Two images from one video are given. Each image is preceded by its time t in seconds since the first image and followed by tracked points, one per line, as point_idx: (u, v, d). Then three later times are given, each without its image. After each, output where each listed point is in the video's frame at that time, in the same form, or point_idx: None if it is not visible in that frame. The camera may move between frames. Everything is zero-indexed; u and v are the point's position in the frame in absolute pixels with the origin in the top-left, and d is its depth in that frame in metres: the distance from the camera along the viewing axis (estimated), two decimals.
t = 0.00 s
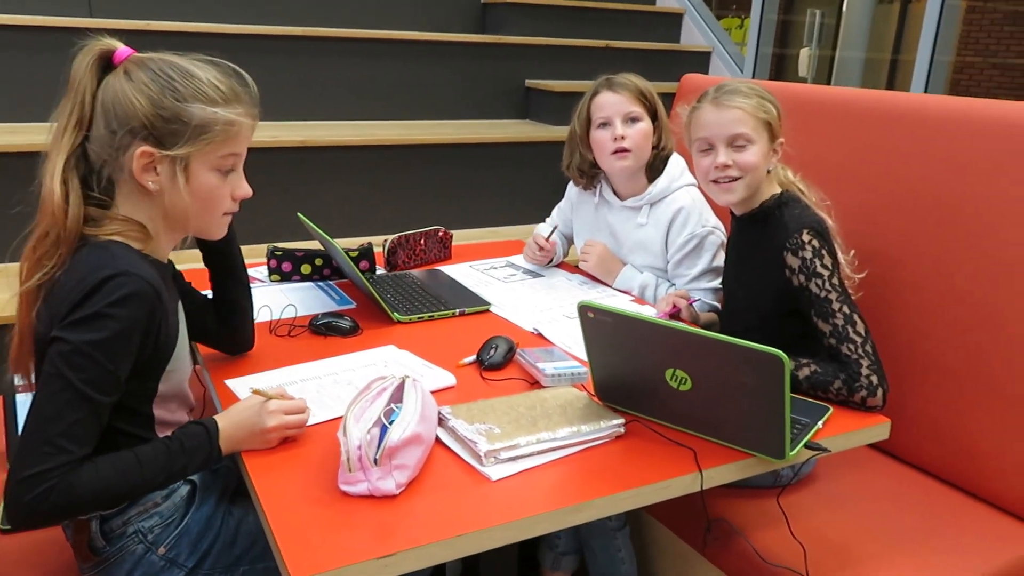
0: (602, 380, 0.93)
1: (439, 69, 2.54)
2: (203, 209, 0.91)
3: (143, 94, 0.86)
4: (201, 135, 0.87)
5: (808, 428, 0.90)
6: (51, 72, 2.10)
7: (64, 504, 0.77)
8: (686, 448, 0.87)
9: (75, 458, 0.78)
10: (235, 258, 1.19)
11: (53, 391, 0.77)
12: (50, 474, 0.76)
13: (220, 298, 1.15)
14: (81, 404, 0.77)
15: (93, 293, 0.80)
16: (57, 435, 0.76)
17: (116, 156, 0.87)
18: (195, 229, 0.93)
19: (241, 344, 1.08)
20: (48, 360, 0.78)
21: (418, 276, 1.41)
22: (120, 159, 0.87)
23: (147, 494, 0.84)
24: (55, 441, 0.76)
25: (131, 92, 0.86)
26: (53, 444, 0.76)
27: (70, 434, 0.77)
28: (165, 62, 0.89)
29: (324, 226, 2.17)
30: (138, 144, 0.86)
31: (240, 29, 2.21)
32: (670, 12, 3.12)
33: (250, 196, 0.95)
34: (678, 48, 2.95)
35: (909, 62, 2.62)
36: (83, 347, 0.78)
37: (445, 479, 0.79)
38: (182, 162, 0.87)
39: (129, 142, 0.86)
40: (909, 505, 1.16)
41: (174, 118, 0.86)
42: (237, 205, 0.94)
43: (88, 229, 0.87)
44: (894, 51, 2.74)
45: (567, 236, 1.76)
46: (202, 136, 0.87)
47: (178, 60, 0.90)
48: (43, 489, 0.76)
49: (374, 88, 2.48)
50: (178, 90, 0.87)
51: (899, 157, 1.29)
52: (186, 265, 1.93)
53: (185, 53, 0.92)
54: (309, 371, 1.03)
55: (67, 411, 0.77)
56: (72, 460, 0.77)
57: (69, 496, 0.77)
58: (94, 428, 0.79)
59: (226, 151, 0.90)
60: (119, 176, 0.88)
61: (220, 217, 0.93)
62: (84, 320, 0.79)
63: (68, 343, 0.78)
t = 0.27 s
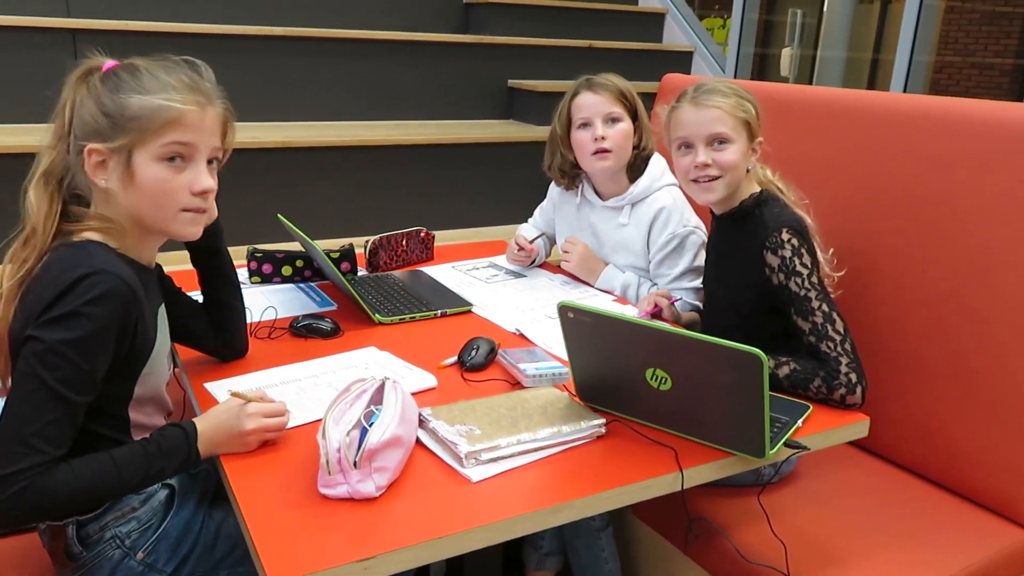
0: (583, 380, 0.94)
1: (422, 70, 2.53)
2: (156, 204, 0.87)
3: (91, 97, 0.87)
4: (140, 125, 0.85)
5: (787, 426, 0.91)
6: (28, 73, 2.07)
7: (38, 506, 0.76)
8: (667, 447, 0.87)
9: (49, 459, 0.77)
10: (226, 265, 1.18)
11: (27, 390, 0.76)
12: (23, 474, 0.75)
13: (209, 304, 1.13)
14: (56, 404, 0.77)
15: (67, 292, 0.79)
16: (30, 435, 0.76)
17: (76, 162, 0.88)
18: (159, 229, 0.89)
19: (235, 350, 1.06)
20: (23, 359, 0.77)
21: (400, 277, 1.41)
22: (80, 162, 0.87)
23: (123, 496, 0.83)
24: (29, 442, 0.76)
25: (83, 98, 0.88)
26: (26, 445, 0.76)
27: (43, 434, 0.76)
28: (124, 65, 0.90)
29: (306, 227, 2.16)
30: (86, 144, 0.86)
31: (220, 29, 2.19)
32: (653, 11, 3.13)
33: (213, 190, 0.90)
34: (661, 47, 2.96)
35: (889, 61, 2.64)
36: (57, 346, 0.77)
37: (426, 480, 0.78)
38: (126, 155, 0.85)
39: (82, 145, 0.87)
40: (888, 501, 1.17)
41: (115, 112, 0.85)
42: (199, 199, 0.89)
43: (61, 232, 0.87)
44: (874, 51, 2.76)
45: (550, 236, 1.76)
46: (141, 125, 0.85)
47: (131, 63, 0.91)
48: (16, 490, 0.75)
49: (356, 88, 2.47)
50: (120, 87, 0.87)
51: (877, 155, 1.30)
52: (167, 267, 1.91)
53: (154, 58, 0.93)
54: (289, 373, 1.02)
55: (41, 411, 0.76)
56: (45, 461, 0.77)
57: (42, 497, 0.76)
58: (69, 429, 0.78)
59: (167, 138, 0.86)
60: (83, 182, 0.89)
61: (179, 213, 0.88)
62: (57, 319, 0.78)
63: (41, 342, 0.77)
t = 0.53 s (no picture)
0: (577, 389, 0.94)
1: (415, 78, 2.54)
2: (135, 209, 0.85)
3: (87, 112, 0.91)
4: (120, 131, 0.86)
5: (781, 434, 0.91)
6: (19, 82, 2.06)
7: (26, 518, 0.76)
8: (660, 457, 0.87)
9: (38, 470, 0.77)
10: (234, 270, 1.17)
11: (15, 402, 0.76)
12: (12, 486, 0.75)
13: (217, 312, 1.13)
14: (44, 415, 0.76)
15: (55, 303, 0.79)
16: (18, 446, 0.75)
17: (74, 177, 0.91)
18: (141, 238, 0.87)
19: (245, 360, 1.07)
20: (12, 370, 0.77)
21: (394, 286, 1.41)
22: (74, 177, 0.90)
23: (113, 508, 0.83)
24: (17, 453, 0.75)
25: (83, 116, 0.91)
26: (14, 456, 0.75)
27: (31, 445, 0.76)
28: (121, 84, 0.93)
29: (299, 236, 2.16)
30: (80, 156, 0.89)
31: (213, 38, 2.20)
32: (645, 19, 3.14)
33: (195, 195, 0.87)
34: (653, 55, 2.97)
35: (880, 68, 2.66)
36: (45, 357, 0.77)
37: (419, 491, 0.78)
38: (108, 161, 0.87)
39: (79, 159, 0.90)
40: (882, 509, 1.17)
41: (100, 122, 0.88)
42: (179, 204, 0.86)
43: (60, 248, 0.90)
44: (866, 58, 2.77)
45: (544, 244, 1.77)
46: (120, 131, 0.86)
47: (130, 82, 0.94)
48: (3, 501, 0.75)
49: (350, 96, 2.47)
50: (111, 100, 0.90)
51: (869, 163, 1.31)
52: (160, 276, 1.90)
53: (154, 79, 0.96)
54: (283, 384, 1.02)
55: (28, 422, 0.76)
56: (34, 472, 0.76)
57: (31, 509, 0.76)
58: (57, 440, 0.78)
59: (144, 141, 0.86)
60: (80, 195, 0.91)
61: (158, 219, 0.86)
62: (45, 329, 0.78)
63: (28, 353, 0.77)
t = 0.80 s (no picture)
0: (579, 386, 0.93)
1: (415, 76, 2.54)
2: (137, 206, 0.85)
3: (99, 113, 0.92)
4: (127, 128, 0.87)
5: (784, 430, 0.91)
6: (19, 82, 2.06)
7: (29, 519, 0.76)
8: (663, 453, 0.87)
9: (40, 472, 0.77)
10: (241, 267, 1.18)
11: (16, 403, 0.76)
12: (14, 488, 0.75)
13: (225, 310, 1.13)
14: (45, 416, 0.76)
15: (55, 303, 0.79)
16: (20, 448, 0.75)
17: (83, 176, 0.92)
18: (142, 235, 0.87)
19: (256, 357, 1.07)
20: (12, 370, 0.77)
21: (396, 285, 1.41)
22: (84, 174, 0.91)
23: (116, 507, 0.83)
24: (19, 455, 0.75)
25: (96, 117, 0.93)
26: (16, 458, 0.75)
27: (33, 447, 0.76)
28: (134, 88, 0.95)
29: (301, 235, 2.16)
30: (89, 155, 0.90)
31: (213, 38, 2.20)
32: (645, 16, 3.14)
33: (197, 195, 0.87)
34: (653, 52, 2.97)
35: (881, 64, 2.65)
36: (45, 356, 0.76)
37: (422, 489, 0.78)
38: (115, 158, 0.87)
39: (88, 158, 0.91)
40: (886, 505, 1.17)
41: (111, 120, 0.89)
42: (181, 203, 0.86)
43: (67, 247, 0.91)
44: (867, 53, 2.77)
45: (545, 242, 1.76)
46: (127, 129, 0.87)
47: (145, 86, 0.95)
48: (6, 504, 0.75)
49: (350, 95, 2.47)
50: (123, 101, 0.91)
51: (871, 158, 1.30)
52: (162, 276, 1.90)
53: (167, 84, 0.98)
54: (285, 382, 1.02)
55: (30, 424, 0.76)
56: (35, 474, 0.76)
57: (34, 511, 0.76)
58: (59, 441, 0.78)
59: (150, 139, 0.86)
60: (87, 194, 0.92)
61: (159, 216, 0.86)
62: (44, 328, 0.78)
63: (28, 353, 0.77)
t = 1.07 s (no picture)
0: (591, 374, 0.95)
1: (419, 73, 2.54)
2: (147, 199, 0.86)
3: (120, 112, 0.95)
4: (146, 124, 0.89)
5: (792, 424, 0.91)
6: (23, 81, 2.06)
7: (45, 516, 0.77)
8: (671, 447, 0.87)
9: (54, 468, 0.77)
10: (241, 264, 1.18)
11: (30, 399, 0.76)
12: (28, 485, 0.76)
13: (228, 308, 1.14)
14: (59, 412, 0.77)
15: (62, 299, 0.79)
16: (34, 446, 0.76)
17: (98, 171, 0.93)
18: (150, 228, 0.87)
19: (261, 354, 1.08)
20: (23, 367, 0.77)
21: (401, 281, 1.41)
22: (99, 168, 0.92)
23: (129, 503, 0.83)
24: (33, 452, 0.76)
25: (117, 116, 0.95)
26: (30, 455, 0.76)
27: (47, 443, 0.77)
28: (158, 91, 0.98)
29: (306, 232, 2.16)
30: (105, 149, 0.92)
31: (216, 36, 2.20)
32: (648, 11, 3.13)
33: (209, 191, 0.88)
34: (657, 48, 2.96)
35: (885, 58, 2.65)
36: (57, 352, 0.77)
37: (429, 484, 0.78)
38: (130, 152, 0.89)
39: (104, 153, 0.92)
40: (893, 499, 1.17)
41: (130, 117, 0.91)
42: (192, 198, 0.87)
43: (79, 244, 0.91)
44: (871, 47, 2.76)
45: (550, 237, 1.76)
46: (145, 124, 0.89)
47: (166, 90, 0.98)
48: (21, 501, 0.76)
49: (353, 92, 2.47)
50: (144, 100, 0.94)
51: (877, 151, 1.30)
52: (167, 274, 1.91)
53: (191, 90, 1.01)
54: (292, 378, 1.02)
55: (43, 420, 0.76)
56: (49, 470, 0.77)
57: (50, 507, 0.77)
58: (72, 437, 0.79)
59: (166, 134, 0.88)
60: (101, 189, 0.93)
61: (168, 211, 0.87)
62: (54, 323, 0.78)
63: (37, 349, 0.77)
